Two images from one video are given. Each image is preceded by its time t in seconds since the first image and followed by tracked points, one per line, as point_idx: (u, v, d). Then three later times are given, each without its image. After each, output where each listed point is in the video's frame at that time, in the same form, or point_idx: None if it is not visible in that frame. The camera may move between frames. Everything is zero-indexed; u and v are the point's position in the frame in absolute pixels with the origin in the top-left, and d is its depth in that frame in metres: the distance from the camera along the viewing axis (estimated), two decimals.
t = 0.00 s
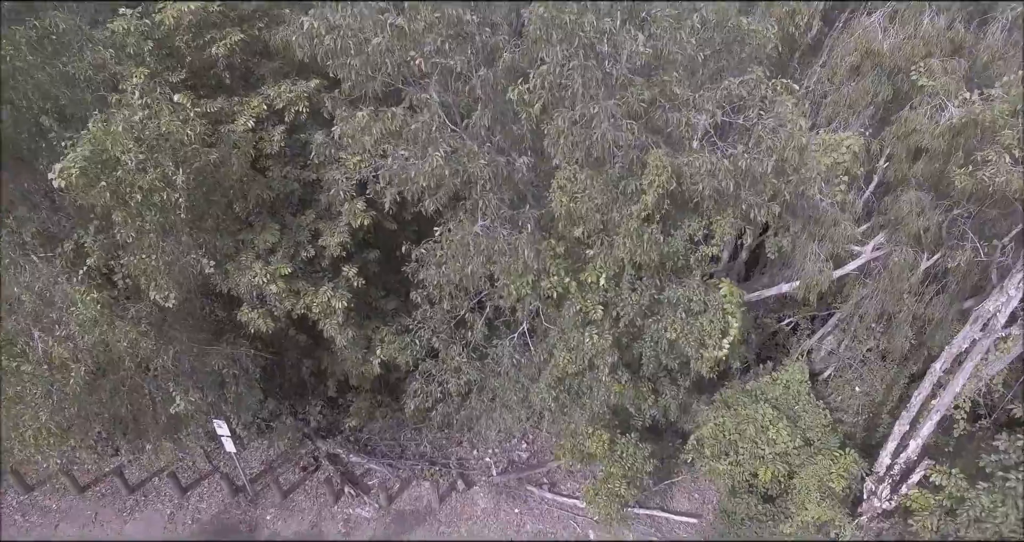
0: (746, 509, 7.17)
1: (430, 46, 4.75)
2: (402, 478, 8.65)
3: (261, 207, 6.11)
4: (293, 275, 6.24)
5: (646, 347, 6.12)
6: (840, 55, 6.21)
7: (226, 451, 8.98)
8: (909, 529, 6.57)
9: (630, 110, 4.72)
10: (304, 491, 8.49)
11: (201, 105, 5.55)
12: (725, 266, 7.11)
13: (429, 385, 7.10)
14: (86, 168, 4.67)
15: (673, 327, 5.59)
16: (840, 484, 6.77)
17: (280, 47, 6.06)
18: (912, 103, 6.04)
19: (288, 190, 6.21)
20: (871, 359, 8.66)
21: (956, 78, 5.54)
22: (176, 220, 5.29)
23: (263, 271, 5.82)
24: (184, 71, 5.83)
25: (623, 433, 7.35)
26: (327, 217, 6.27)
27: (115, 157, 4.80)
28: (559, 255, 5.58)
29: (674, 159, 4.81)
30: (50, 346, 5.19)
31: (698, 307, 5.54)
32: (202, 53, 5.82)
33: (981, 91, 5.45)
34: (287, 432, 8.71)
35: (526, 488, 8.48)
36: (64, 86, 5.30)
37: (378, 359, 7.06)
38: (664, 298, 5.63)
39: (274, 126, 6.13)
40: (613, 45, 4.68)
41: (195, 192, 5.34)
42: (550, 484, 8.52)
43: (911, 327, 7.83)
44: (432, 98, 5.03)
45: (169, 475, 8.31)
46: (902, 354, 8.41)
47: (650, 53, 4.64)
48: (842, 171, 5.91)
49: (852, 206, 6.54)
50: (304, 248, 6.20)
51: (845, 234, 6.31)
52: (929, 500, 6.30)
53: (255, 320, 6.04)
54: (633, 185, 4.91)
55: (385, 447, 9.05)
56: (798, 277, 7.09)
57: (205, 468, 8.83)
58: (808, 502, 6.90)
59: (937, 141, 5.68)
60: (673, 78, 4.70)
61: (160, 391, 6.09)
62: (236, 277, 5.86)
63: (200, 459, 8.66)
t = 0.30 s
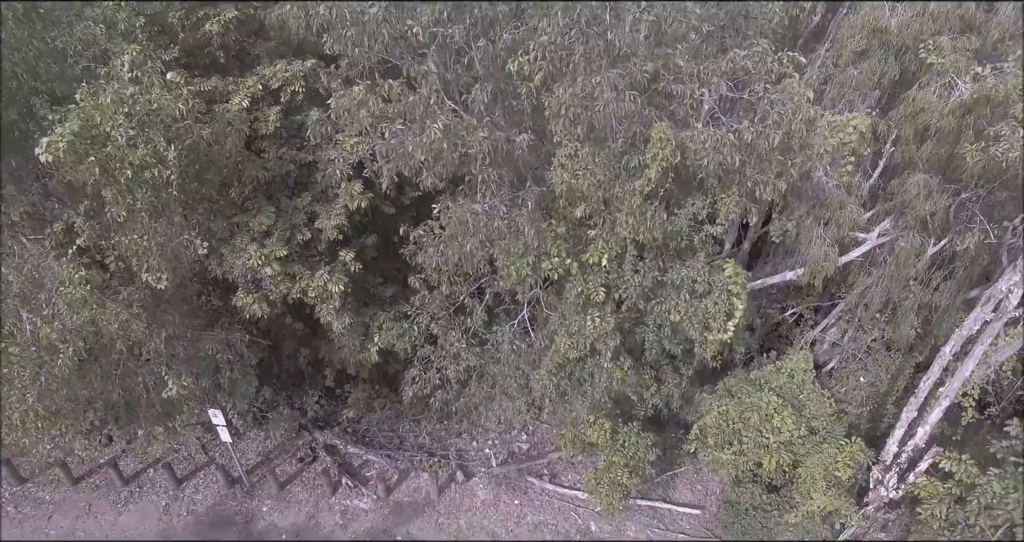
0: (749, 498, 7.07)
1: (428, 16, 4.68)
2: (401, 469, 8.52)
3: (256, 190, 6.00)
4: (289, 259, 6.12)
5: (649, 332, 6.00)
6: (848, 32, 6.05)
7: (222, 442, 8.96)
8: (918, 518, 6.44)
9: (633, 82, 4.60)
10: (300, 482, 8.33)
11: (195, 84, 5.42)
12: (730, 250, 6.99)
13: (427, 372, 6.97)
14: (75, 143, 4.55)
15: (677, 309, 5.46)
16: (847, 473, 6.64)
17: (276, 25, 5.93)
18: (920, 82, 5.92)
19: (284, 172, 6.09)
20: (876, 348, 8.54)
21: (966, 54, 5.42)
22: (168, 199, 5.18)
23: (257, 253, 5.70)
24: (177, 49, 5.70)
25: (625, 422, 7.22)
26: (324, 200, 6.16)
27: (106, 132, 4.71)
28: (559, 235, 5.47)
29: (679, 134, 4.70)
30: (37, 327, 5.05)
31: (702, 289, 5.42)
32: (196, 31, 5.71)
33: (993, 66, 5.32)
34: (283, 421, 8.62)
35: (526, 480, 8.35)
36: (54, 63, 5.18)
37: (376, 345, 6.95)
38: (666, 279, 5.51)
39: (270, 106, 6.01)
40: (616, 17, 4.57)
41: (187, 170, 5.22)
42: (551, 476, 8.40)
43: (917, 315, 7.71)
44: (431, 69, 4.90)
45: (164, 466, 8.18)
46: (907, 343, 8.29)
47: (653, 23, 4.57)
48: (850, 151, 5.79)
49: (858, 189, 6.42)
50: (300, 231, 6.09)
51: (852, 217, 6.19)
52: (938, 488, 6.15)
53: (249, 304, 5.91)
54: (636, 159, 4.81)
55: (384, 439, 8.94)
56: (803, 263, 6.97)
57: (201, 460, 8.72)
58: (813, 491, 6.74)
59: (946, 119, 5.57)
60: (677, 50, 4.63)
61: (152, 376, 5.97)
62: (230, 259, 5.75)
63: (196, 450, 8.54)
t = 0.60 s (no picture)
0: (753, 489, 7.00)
1: None
2: (400, 461, 8.41)
3: (252, 174, 5.90)
4: (285, 244, 6.02)
5: (652, 318, 5.90)
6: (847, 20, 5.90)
7: (219, 434, 8.87)
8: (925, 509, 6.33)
9: (636, 56, 4.49)
10: (298, 474, 8.22)
11: (190, 64, 5.31)
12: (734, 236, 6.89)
13: (426, 360, 6.87)
14: (62, 118, 4.44)
15: (680, 293, 5.37)
16: (853, 463, 6.54)
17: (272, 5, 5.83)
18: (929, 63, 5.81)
19: (281, 155, 5.98)
20: (881, 339, 8.44)
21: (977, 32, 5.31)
22: (160, 179, 5.08)
23: (253, 237, 5.59)
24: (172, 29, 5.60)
25: (627, 412, 7.12)
26: (321, 184, 6.06)
27: (97, 110, 4.60)
28: (560, 218, 5.37)
29: (683, 111, 4.59)
30: (27, 310, 4.94)
31: (706, 272, 5.32)
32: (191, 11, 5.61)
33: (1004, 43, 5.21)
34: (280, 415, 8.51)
35: (526, 472, 8.26)
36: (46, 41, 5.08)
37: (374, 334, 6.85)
38: (669, 263, 5.41)
39: (266, 88, 5.91)
40: None
41: (180, 150, 5.12)
42: (551, 468, 8.32)
43: (923, 304, 7.61)
44: (427, 43, 4.81)
45: (160, 458, 8.06)
46: (912, 333, 8.18)
47: None
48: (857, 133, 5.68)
49: (864, 174, 6.31)
50: (296, 215, 5.98)
51: (858, 202, 6.09)
52: (946, 477, 6.03)
53: (245, 290, 5.80)
54: (639, 135, 4.71)
55: (382, 431, 8.86)
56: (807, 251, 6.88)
57: (197, 452, 8.60)
58: (818, 481, 6.64)
59: (955, 101, 5.47)
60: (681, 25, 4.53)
61: (145, 362, 5.86)
62: (225, 243, 5.64)
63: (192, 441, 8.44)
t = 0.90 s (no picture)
0: (758, 478, 6.86)
1: None
2: (398, 452, 8.29)
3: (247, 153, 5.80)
4: (281, 226, 5.89)
5: (655, 301, 5.78)
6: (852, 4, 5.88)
7: (215, 425, 8.75)
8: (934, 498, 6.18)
9: (640, 25, 4.46)
10: (295, 465, 8.08)
11: (183, 41, 5.15)
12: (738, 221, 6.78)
13: (425, 346, 6.75)
14: (48, 90, 4.33)
15: (684, 274, 5.24)
16: (860, 451, 6.40)
17: None
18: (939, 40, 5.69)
19: (277, 135, 5.86)
20: (886, 328, 8.32)
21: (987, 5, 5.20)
22: (151, 155, 4.97)
23: (247, 217, 5.47)
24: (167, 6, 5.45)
25: (629, 400, 6.99)
26: (317, 165, 5.94)
27: (85, 82, 4.49)
28: (562, 197, 5.26)
29: (688, 83, 4.50)
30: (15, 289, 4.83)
31: (711, 253, 5.20)
32: None
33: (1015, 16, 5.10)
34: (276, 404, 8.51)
35: (527, 462, 8.13)
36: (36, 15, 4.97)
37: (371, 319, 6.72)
38: (673, 243, 5.30)
39: (262, 66, 5.79)
40: None
41: (172, 125, 5.00)
42: (552, 459, 8.20)
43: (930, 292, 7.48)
44: (425, 10, 4.74)
45: (155, 448, 7.93)
46: (919, 322, 8.06)
47: None
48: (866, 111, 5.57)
49: (871, 155, 6.19)
50: (292, 196, 5.86)
51: (865, 183, 5.97)
52: (956, 464, 5.89)
53: (239, 272, 5.67)
54: (643, 107, 4.62)
55: (380, 422, 8.73)
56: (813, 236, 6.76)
57: (192, 443, 8.48)
58: (825, 470, 6.51)
59: (966, 77, 5.38)
60: None
61: (136, 345, 5.73)
62: (219, 223, 5.52)
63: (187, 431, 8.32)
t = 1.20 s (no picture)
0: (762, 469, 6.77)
1: None
2: (396, 444, 8.19)
3: (240, 136, 5.73)
4: (276, 210, 5.77)
5: (657, 287, 5.68)
6: None
7: (210, 417, 8.64)
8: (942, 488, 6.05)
9: None
10: (291, 457, 7.97)
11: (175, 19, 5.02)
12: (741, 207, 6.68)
13: (423, 333, 6.65)
14: (33, 65, 4.24)
15: (687, 257, 5.12)
16: (866, 441, 6.26)
17: None
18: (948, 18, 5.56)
19: (272, 118, 5.73)
20: (891, 319, 8.21)
21: None
22: (142, 135, 4.89)
23: (241, 200, 5.35)
24: None
25: (630, 390, 6.87)
26: (314, 148, 5.84)
27: (73, 57, 4.41)
28: (562, 179, 5.15)
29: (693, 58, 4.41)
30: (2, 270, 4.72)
31: (714, 235, 5.08)
32: None
33: None
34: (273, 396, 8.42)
35: (526, 454, 8.02)
36: None
37: (369, 308, 6.62)
38: (675, 225, 5.21)
39: (258, 47, 5.68)
40: None
41: (163, 103, 4.90)
42: (553, 451, 8.09)
43: (936, 281, 7.36)
44: None
45: (150, 439, 7.82)
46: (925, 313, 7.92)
47: None
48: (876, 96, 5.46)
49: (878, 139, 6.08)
50: (287, 179, 5.73)
51: (871, 167, 5.86)
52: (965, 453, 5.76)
53: (233, 257, 5.55)
54: (646, 82, 4.53)
55: (379, 414, 8.65)
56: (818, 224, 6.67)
57: (188, 435, 8.37)
58: (830, 460, 6.40)
59: (976, 55, 5.28)
60: None
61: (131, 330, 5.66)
62: (212, 206, 5.42)
63: (183, 423, 8.23)
